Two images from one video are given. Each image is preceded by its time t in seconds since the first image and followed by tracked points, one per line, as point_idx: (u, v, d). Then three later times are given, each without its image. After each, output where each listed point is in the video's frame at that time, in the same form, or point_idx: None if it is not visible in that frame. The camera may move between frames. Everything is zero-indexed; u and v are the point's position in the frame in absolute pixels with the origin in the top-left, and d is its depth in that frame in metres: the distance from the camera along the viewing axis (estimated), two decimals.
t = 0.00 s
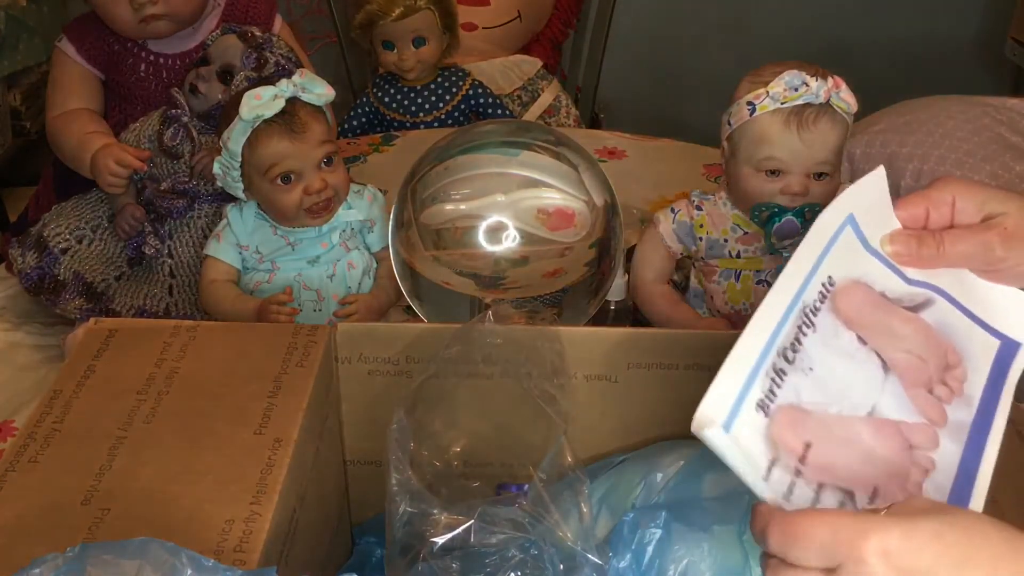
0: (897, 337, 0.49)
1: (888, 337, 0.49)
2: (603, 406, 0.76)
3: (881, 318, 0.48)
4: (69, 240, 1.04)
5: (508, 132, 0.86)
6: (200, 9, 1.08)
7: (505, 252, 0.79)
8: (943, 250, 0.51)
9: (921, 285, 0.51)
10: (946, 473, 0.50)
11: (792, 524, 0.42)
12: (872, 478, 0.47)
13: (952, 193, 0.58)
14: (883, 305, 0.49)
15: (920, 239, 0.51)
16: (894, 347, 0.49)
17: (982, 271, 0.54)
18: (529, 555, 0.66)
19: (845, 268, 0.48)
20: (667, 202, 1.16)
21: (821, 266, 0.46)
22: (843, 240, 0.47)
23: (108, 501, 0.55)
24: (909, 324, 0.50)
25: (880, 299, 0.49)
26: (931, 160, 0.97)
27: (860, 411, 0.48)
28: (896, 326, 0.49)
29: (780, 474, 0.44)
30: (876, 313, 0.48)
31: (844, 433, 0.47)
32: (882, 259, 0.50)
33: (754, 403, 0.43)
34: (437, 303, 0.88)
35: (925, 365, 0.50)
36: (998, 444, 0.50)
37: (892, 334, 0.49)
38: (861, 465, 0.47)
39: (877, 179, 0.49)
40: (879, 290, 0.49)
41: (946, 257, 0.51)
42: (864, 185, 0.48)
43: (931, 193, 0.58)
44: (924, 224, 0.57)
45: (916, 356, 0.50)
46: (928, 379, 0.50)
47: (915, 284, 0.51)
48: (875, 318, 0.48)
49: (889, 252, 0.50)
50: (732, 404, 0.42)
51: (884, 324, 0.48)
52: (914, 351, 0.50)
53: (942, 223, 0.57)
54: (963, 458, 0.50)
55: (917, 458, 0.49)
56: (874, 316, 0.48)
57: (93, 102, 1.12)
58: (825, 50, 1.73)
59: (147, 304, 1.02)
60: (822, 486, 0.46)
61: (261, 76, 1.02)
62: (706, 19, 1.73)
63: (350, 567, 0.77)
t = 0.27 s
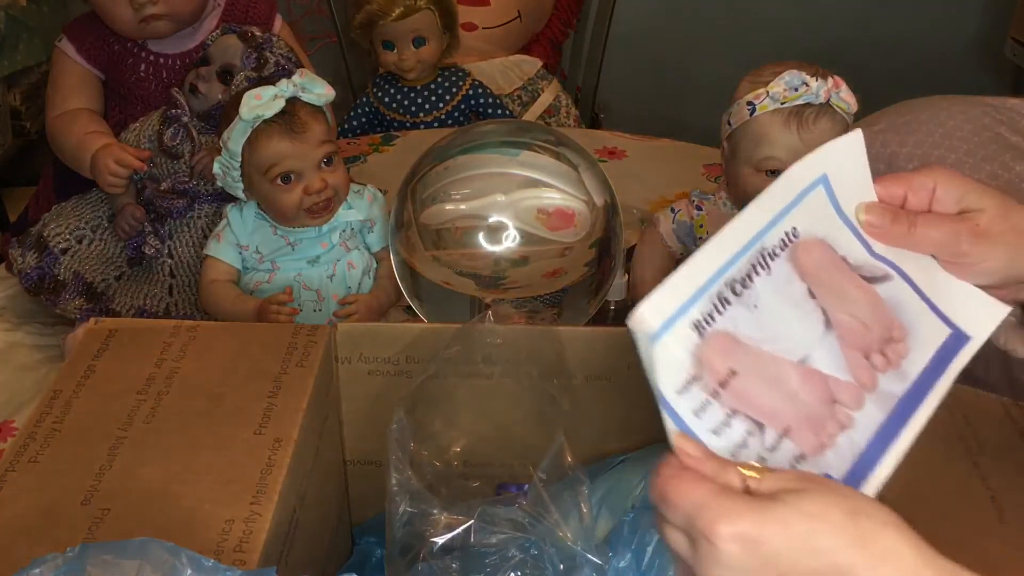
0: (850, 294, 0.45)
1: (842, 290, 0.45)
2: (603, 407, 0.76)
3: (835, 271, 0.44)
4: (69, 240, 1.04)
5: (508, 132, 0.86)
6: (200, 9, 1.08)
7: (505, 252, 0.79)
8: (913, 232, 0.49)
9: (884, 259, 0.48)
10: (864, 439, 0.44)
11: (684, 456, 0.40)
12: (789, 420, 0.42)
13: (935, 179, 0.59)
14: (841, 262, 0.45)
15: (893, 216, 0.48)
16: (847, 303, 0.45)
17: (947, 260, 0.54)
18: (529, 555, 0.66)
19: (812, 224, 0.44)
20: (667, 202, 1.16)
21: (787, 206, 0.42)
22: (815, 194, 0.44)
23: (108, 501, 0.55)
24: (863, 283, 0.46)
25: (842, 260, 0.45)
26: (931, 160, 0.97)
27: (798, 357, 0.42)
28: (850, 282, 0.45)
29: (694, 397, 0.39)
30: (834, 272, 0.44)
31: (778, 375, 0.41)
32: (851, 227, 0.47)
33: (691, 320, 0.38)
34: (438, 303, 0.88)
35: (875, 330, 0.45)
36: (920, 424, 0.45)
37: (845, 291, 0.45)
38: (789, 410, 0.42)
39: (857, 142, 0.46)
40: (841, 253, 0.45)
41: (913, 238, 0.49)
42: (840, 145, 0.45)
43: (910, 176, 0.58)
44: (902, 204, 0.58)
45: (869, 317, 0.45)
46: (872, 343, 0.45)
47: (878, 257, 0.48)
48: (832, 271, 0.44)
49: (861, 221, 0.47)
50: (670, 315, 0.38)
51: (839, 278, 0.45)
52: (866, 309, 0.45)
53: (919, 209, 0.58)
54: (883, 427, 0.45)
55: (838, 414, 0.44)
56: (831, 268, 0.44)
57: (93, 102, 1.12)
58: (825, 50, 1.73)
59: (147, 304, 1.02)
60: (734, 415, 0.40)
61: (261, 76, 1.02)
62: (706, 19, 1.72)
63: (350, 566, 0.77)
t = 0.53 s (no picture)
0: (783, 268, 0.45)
1: (771, 263, 0.45)
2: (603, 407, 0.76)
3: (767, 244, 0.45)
4: (69, 240, 1.04)
5: (508, 132, 0.86)
6: (200, 9, 1.08)
7: (505, 252, 0.79)
8: (858, 223, 0.46)
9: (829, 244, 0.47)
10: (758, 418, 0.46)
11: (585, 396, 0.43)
12: (699, 374, 0.45)
13: (896, 174, 0.51)
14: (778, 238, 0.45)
15: (844, 200, 0.46)
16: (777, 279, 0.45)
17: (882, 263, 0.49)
18: (529, 555, 0.66)
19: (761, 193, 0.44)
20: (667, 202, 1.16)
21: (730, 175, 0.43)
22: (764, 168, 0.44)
23: (108, 501, 0.55)
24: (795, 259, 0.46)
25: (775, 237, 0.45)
26: (931, 160, 0.97)
27: (716, 319, 0.44)
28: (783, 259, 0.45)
29: (611, 341, 0.43)
30: (768, 247, 0.45)
31: (694, 335, 0.44)
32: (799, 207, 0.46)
33: (629, 263, 0.42)
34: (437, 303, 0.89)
35: (800, 308, 0.46)
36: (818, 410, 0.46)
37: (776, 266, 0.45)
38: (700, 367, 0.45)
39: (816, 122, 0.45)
40: (785, 228, 0.45)
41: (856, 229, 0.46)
42: (797, 122, 0.44)
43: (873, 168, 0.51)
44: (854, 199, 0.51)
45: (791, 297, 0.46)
46: (792, 321, 0.46)
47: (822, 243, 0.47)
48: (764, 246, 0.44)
49: (811, 201, 0.45)
50: (613, 252, 0.41)
51: (768, 253, 0.45)
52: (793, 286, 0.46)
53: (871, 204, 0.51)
54: (786, 402, 0.46)
55: (749, 378, 0.46)
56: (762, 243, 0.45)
57: (93, 102, 1.12)
58: (825, 50, 1.73)
59: (147, 304, 1.02)
60: (646, 362, 0.44)
61: (260, 76, 1.02)
62: (706, 19, 1.72)
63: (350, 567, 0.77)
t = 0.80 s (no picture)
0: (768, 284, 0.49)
1: (757, 278, 0.49)
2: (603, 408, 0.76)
3: (752, 258, 0.49)
4: (69, 240, 1.04)
5: (508, 132, 0.86)
6: (200, 9, 1.08)
7: (505, 252, 0.79)
8: (857, 226, 0.50)
9: (825, 251, 0.51)
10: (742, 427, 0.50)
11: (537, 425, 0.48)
12: (665, 401, 0.49)
13: (896, 181, 0.54)
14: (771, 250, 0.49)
15: (845, 202, 0.50)
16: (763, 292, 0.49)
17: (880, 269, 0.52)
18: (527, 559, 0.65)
19: (749, 206, 0.49)
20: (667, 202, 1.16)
21: (715, 191, 0.48)
22: (758, 177, 0.49)
23: (108, 501, 0.55)
24: (785, 272, 0.50)
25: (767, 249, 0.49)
26: (931, 160, 0.97)
27: (689, 340, 0.49)
28: (773, 270, 0.49)
29: (576, 364, 0.48)
30: (760, 257, 0.49)
31: (664, 358, 0.49)
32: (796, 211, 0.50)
33: (591, 293, 0.47)
34: (437, 303, 0.88)
35: (791, 318, 0.50)
36: (801, 421, 0.50)
37: (764, 279, 0.49)
38: (667, 391, 0.49)
39: (815, 131, 0.49)
40: (777, 238, 0.49)
41: (857, 234, 0.50)
42: (796, 133, 0.49)
43: (874, 173, 0.54)
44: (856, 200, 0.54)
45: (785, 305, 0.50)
46: (776, 335, 0.50)
47: (819, 248, 0.50)
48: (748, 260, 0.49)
49: (812, 199, 0.50)
50: (570, 286, 0.47)
51: (758, 267, 0.49)
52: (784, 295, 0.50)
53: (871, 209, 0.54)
54: (763, 418, 0.50)
55: (719, 401, 0.50)
56: (750, 257, 0.49)
57: (93, 102, 1.12)
58: (825, 50, 1.73)
59: (147, 304, 1.03)
60: (611, 389, 0.48)
61: (261, 76, 1.02)
62: (706, 19, 1.72)
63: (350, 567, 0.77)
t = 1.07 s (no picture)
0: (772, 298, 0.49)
1: (760, 292, 0.49)
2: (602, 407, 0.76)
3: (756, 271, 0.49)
4: (69, 240, 1.04)
5: (508, 132, 0.86)
6: (200, 9, 1.08)
7: (505, 252, 0.79)
8: (878, 230, 0.49)
9: (840, 260, 0.50)
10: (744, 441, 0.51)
11: (520, 445, 0.50)
12: (659, 419, 0.50)
13: (915, 182, 0.54)
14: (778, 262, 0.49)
15: (863, 206, 0.49)
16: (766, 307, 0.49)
17: (903, 273, 0.52)
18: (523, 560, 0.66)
19: (754, 216, 0.49)
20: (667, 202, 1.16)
21: (718, 202, 0.48)
22: (766, 185, 0.49)
23: (108, 501, 0.55)
24: (793, 284, 0.50)
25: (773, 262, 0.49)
26: (932, 160, 0.97)
27: (687, 356, 0.50)
28: (779, 283, 0.49)
29: (568, 381, 0.49)
30: (766, 269, 0.49)
31: (659, 374, 0.49)
32: (808, 217, 0.49)
33: (582, 311, 0.48)
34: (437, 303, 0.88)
35: (799, 331, 0.50)
36: (806, 438, 0.50)
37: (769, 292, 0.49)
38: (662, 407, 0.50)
39: (828, 141, 0.49)
40: (785, 247, 0.49)
41: (878, 238, 0.50)
42: (809, 139, 0.49)
43: (891, 176, 0.54)
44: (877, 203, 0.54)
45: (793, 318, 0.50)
46: (782, 349, 0.50)
47: (833, 256, 0.50)
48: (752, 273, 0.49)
49: (828, 206, 0.49)
50: (558, 305, 0.48)
51: (763, 281, 0.49)
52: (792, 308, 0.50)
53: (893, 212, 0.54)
54: (765, 435, 0.51)
55: (717, 419, 0.50)
56: (754, 270, 0.49)
57: (93, 102, 1.12)
58: (825, 51, 1.73)
59: (147, 304, 1.03)
60: (603, 407, 0.49)
61: (261, 76, 1.02)
62: (706, 19, 1.72)
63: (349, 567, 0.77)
